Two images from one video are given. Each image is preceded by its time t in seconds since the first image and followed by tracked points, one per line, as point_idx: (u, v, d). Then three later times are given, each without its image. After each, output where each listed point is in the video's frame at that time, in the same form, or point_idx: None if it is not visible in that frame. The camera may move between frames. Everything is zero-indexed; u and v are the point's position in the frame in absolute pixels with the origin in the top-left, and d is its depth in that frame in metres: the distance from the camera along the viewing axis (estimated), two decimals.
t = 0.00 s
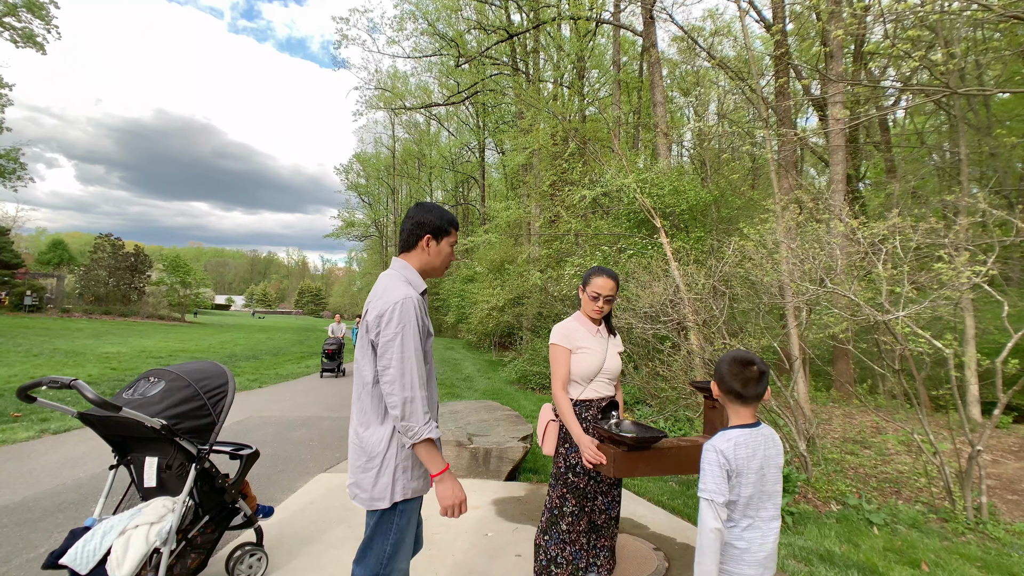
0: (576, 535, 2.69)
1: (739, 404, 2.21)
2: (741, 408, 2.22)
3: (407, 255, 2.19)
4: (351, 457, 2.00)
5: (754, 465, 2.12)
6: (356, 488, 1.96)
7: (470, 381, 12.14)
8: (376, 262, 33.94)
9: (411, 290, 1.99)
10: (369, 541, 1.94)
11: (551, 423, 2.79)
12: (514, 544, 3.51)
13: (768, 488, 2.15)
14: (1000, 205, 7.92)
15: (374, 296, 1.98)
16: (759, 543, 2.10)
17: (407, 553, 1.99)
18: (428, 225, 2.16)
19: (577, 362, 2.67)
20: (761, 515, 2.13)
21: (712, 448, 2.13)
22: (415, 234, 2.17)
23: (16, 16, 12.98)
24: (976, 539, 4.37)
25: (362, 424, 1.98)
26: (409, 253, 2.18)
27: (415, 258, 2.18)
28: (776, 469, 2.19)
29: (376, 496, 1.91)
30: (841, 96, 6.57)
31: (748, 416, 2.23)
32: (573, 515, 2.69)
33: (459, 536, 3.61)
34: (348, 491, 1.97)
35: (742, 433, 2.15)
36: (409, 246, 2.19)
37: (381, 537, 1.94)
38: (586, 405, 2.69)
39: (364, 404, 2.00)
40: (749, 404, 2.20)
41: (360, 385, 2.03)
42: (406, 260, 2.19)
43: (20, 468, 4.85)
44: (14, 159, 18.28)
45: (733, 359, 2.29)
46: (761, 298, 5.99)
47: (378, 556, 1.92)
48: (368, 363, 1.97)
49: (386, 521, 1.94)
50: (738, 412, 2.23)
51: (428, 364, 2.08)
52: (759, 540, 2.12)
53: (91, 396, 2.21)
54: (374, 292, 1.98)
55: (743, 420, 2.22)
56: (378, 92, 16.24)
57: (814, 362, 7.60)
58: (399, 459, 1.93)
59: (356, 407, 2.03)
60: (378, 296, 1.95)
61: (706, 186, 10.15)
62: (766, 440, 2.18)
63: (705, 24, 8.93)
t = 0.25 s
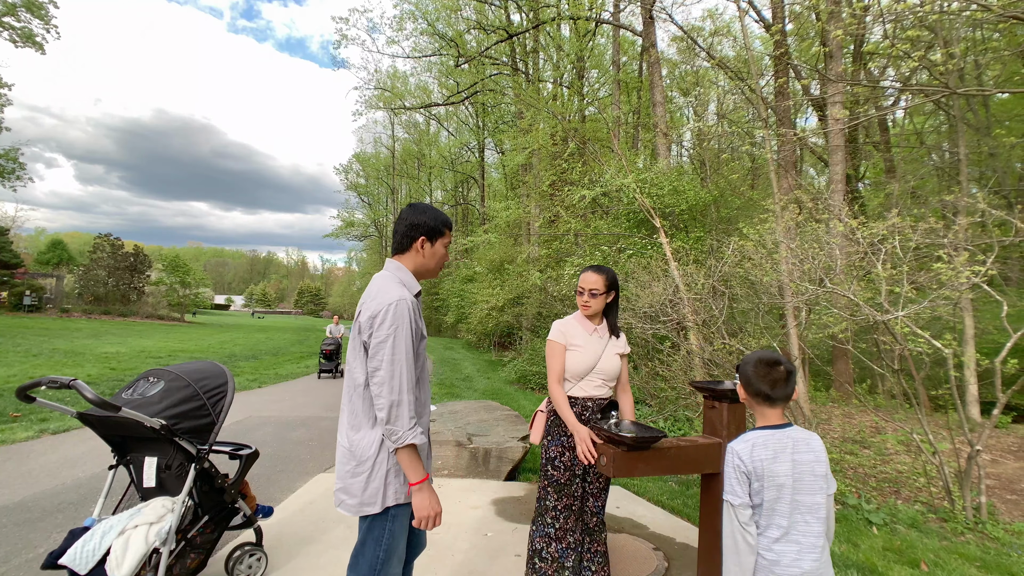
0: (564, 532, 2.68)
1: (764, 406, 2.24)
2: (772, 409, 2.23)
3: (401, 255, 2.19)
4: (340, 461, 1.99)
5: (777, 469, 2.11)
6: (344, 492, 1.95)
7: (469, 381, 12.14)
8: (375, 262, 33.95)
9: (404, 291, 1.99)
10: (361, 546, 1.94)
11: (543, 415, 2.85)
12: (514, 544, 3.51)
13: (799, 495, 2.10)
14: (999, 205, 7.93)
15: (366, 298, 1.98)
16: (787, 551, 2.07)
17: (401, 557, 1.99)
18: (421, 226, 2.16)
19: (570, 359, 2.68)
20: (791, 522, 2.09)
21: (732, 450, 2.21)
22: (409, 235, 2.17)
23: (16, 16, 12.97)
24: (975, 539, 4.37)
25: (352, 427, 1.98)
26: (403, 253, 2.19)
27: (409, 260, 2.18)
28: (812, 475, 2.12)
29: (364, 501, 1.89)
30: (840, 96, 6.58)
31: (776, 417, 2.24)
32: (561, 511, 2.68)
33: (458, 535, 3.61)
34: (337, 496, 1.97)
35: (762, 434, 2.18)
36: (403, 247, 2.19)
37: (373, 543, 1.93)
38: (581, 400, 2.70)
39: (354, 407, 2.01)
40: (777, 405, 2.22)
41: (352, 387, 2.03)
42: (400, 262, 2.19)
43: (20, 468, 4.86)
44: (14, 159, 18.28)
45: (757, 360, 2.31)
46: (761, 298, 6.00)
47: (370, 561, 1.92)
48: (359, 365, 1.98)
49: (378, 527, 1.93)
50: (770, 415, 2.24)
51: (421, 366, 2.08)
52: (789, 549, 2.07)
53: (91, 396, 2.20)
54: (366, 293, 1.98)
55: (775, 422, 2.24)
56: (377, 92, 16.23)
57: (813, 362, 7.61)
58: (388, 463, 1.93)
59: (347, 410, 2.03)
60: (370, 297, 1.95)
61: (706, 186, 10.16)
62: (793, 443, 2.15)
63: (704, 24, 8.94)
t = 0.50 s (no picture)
0: (540, 529, 2.69)
1: (782, 405, 2.24)
2: (789, 406, 2.23)
3: (397, 255, 2.19)
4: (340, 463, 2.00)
5: (782, 466, 2.10)
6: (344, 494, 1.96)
7: (469, 381, 12.14)
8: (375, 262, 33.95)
9: (400, 291, 1.99)
10: (363, 549, 1.94)
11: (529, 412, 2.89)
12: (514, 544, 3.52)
13: (804, 494, 2.09)
14: (999, 205, 7.94)
15: (362, 299, 1.98)
16: (782, 545, 2.10)
17: (404, 558, 1.99)
18: (415, 226, 2.16)
19: (553, 357, 2.73)
20: (792, 519, 2.10)
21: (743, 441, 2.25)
22: (405, 235, 2.17)
23: (15, 16, 12.97)
24: (975, 539, 4.37)
25: (350, 429, 1.98)
26: (399, 252, 2.19)
27: (406, 259, 2.18)
28: (822, 477, 2.08)
29: (363, 503, 1.90)
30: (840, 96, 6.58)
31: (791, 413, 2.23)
32: (540, 509, 2.69)
33: (457, 535, 3.61)
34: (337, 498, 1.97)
35: (774, 430, 2.18)
36: (401, 247, 2.19)
37: (376, 544, 1.93)
38: (562, 398, 2.70)
39: (352, 408, 2.01)
40: (792, 403, 2.22)
41: (350, 388, 2.03)
42: (396, 261, 2.20)
43: (20, 468, 4.86)
44: (13, 159, 18.27)
45: (770, 360, 2.31)
46: (760, 298, 6.00)
47: (373, 563, 1.92)
48: (356, 366, 1.97)
49: (380, 529, 1.93)
50: (788, 412, 2.24)
51: (419, 367, 2.08)
52: (786, 544, 2.10)
53: (89, 396, 2.20)
54: (362, 294, 1.98)
55: (792, 418, 2.23)
56: (377, 92, 16.23)
57: (813, 362, 7.61)
58: (386, 465, 1.92)
59: (345, 412, 2.04)
60: (366, 298, 1.95)
61: (705, 186, 10.17)
62: (804, 442, 2.13)
63: (704, 24, 8.95)
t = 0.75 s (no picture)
0: (529, 529, 2.65)
1: (782, 403, 2.25)
2: (791, 404, 2.24)
3: (401, 253, 2.19)
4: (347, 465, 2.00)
5: (776, 464, 2.18)
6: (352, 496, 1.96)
7: (469, 381, 12.14)
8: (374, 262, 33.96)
9: (404, 292, 1.99)
10: (369, 550, 1.94)
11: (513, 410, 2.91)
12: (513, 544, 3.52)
13: (797, 493, 2.15)
14: (998, 205, 7.95)
15: (365, 301, 1.98)
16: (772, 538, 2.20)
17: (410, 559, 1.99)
18: (419, 225, 2.16)
19: (527, 355, 2.80)
20: (784, 514, 2.18)
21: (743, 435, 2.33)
22: (409, 236, 2.17)
23: (14, 15, 12.95)
24: (973, 538, 4.38)
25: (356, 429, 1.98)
26: (403, 250, 2.18)
27: (409, 259, 2.18)
28: (818, 479, 2.13)
29: (369, 505, 1.90)
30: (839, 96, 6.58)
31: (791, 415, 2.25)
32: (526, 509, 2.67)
33: (456, 536, 3.61)
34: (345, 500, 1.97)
35: (773, 430, 2.23)
36: (404, 247, 2.19)
37: (382, 545, 1.93)
38: (532, 397, 2.74)
39: (357, 410, 2.00)
40: (790, 404, 2.24)
41: (355, 391, 2.03)
42: (400, 262, 2.19)
43: (20, 468, 4.86)
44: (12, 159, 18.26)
45: (773, 362, 2.32)
46: (759, 298, 6.00)
47: (379, 564, 1.92)
48: (361, 368, 1.96)
49: (386, 529, 1.93)
50: (789, 411, 2.25)
51: (423, 367, 2.08)
52: (777, 536, 2.19)
53: (88, 396, 2.20)
54: (366, 296, 1.97)
55: (794, 419, 2.24)
56: (377, 91, 16.23)
57: (813, 362, 7.62)
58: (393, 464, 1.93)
59: (351, 413, 2.03)
60: (370, 299, 1.95)
61: (705, 186, 10.17)
62: (800, 444, 2.17)
63: (704, 24, 8.96)
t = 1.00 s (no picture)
0: (505, 529, 2.70)
1: (771, 396, 2.34)
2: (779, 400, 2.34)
3: (423, 257, 2.20)
4: (363, 462, 2.00)
5: (771, 457, 2.24)
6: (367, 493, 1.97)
7: (468, 381, 12.14)
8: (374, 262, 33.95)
9: (428, 294, 2.00)
10: (382, 548, 1.94)
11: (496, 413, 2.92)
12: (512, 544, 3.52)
13: (793, 483, 2.22)
14: (997, 205, 7.97)
15: (389, 301, 1.98)
16: (772, 530, 2.23)
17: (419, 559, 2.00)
18: (442, 229, 2.17)
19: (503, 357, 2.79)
20: (782, 505, 2.23)
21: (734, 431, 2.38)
22: (430, 238, 2.18)
23: (13, 15, 12.94)
24: (972, 538, 4.38)
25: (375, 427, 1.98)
26: (425, 253, 2.19)
27: (430, 262, 2.18)
28: (809, 468, 2.22)
29: (385, 503, 1.90)
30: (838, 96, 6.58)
31: (778, 407, 2.33)
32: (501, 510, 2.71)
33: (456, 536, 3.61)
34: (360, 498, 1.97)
35: (765, 425, 2.29)
36: (425, 249, 2.20)
37: (394, 543, 1.94)
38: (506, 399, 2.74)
39: (375, 408, 2.01)
40: (778, 397, 2.33)
41: (374, 389, 2.03)
42: (420, 264, 2.19)
43: (19, 469, 4.86)
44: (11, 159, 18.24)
45: (761, 358, 2.41)
46: (759, 298, 6.00)
47: (389, 562, 1.93)
48: (383, 367, 1.97)
49: (398, 528, 1.94)
50: (778, 407, 2.34)
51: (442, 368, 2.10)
52: (777, 529, 2.23)
53: (87, 397, 2.19)
54: (389, 295, 1.97)
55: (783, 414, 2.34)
56: (376, 91, 16.22)
57: (812, 362, 7.62)
58: (411, 463, 1.94)
59: (369, 411, 2.03)
60: (394, 299, 1.95)
61: (704, 186, 10.17)
62: (791, 435, 2.26)
63: (704, 24, 8.96)
